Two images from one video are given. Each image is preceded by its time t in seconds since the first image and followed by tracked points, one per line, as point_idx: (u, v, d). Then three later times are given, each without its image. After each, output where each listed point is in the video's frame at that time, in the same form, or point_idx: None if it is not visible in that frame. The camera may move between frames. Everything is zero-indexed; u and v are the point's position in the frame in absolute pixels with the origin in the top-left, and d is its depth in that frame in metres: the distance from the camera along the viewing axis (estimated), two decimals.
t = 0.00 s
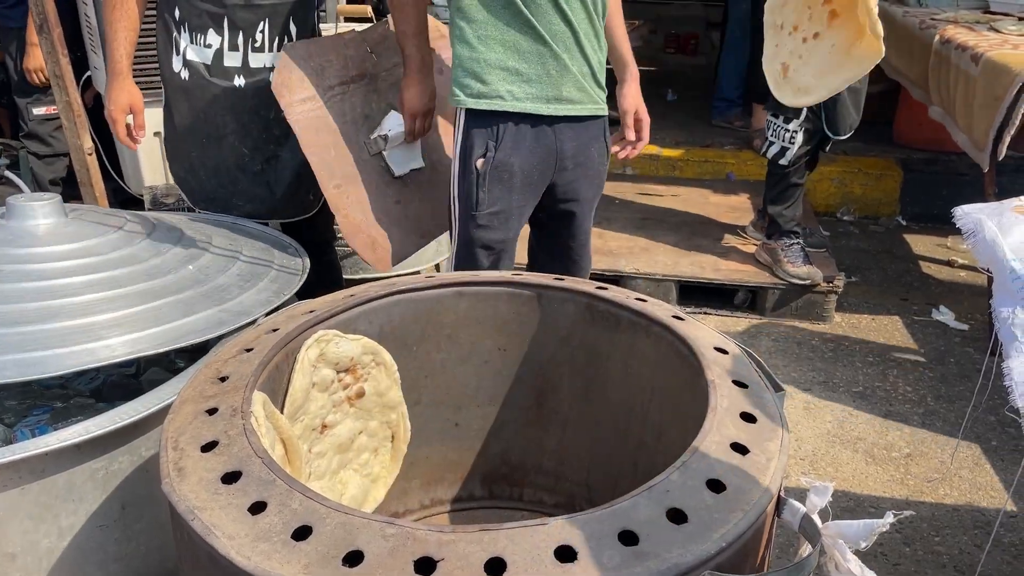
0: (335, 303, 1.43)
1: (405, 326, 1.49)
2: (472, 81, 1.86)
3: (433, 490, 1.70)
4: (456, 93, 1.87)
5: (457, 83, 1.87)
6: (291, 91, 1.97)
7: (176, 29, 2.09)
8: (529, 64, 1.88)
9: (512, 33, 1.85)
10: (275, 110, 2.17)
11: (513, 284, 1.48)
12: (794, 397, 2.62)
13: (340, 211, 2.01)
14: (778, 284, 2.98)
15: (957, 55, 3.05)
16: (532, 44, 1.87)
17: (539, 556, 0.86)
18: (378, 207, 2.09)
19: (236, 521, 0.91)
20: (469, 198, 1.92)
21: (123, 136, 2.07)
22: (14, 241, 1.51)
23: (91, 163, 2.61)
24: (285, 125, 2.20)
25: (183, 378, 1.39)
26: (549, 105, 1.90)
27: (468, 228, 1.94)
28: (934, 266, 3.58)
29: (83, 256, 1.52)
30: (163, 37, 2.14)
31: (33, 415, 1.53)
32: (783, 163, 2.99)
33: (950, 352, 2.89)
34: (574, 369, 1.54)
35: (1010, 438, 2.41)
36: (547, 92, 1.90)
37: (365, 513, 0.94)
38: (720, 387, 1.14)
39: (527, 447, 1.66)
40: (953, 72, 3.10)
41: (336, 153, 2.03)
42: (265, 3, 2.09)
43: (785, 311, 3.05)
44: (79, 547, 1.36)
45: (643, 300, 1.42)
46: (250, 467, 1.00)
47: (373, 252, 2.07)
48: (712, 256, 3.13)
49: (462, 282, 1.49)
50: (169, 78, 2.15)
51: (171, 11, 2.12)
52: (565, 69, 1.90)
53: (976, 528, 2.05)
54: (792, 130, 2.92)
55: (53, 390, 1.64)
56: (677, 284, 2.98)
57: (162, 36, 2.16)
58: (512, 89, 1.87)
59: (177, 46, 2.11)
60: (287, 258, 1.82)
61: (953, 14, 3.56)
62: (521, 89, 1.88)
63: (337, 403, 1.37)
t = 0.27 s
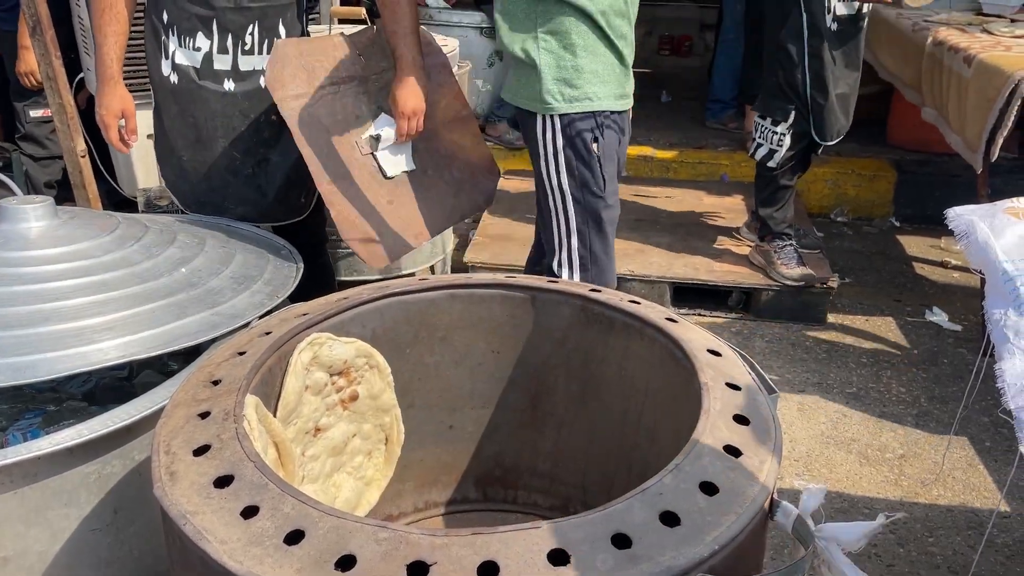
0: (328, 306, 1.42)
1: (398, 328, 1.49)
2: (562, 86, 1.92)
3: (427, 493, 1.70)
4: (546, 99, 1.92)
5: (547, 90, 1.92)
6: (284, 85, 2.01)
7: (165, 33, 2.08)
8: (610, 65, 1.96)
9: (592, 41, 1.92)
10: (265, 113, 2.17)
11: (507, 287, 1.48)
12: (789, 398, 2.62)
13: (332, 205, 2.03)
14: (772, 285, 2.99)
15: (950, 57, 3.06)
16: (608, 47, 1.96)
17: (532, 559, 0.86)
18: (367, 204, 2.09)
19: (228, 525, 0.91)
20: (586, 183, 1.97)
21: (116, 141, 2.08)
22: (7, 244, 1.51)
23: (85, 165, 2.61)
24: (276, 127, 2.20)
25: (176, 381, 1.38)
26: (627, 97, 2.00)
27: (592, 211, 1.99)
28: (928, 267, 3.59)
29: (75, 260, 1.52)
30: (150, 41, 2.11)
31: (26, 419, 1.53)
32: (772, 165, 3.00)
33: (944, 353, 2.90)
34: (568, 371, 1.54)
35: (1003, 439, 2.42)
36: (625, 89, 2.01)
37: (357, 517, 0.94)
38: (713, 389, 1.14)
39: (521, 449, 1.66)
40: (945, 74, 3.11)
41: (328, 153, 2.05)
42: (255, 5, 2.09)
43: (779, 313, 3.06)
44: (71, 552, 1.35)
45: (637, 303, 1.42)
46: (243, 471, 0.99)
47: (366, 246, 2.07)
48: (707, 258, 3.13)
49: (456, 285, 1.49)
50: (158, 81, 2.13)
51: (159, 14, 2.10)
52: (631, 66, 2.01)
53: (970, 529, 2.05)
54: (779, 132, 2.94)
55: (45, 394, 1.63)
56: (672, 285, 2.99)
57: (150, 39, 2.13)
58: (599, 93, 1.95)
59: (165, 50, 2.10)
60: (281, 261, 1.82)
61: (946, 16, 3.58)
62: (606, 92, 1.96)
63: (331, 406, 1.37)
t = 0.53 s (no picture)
0: (322, 308, 1.42)
1: (393, 331, 1.49)
2: (658, 91, 1.90)
3: (422, 495, 1.70)
4: (638, 101, 1.89)
5: (646, 95, 1.89)
6: (282, 88, 1.98)
7: (155, 35, 2.07)
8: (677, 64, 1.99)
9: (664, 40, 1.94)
10: (257, 115, 2.17)
11: (501, 289, 1.48)
12: (784, 399, 2.62)
13: (337, 204, 2.02)
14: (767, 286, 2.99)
15: (943, 59, 3.07)
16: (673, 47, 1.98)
17: (527, 562, 0.86)
18: (367, 204, 2.09)
19: (221, 529, 0.91)
20: (690, 159, 1.94)
21: (110, 145, 2.09)
22: None
23: (78, 167, 2.60)
24: (268, 128, 2.20)
25: (169, 384, 1.38)
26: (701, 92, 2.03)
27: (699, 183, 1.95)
28: (922, 268, 3.60)
29: (67, 262, 1.51)
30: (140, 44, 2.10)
31: (18, 422, 1.52)
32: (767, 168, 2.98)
33: (939, 354, 2.91)
34: (563, 373, 1.54)
35: (997, 439, 2.42)
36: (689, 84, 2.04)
37: (351, 520, 0.93)
38: (708, 391, 1.14)
39: (517, 451, 1.66)
40: (940, 76, 3.12)
41: (324, 149, 2.04)
42: (246, 6, 2.08)
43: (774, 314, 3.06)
44: (64, 556, 1.35)
45: (631, 305, 1.42)
46: (236, 474, 0.99)
47: (371, 246, 2.08)
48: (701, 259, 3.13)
49: (450, 287, 1.49)
50: (148, 86, 2.11)
51: (148, 18, 2.07)
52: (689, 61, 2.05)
53: (965, 530, 2.06)
54: (778, 136, 2.91)
55: (38, 397, 1.62)
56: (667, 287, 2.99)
57: (140, 42, 2.10)
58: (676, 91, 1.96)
59: (156, 52, 2.08)
60: (274, 263, 1.81)
61: (940, 18, 3.59)
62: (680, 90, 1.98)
63: (325, 409, 1.36)
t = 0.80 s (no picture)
0: (319, 309, 1.42)
1: (390, 332, 1.48)
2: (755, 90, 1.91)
3: (419, 497, 1.69)
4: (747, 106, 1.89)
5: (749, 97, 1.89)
6: (288, 82, 1.99)
7: (149, 36, 2.07)
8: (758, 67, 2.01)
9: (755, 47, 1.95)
10: (254, 116, 2.17)
11: (498, 291, 1.48)
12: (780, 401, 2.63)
13: (347, 198, 2.02)
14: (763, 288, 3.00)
15: (939, 61, 3.08)
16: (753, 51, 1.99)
17: (524, 564, 0.85)
18: (374, 199, 2.07)
19: (218, 530, 0.90)
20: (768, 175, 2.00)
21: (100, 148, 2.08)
22: None
23: (73, 169, 2.59)
24: (264, 129, 2.19)
25: (165, 385, 1.37)
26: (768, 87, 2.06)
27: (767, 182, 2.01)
28: (918, 270, 3.61)
29: (63, 263, 1.50)
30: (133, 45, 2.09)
31: (12, 424, 1.51)
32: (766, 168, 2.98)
33: (935, 355, 2.92)
34: (561, 375, 1.54)
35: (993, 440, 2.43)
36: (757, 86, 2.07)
37: (349, 522, 0.93)
38: (705, 392, 1.14)
39: (514, 453, 1.66)
40: (935, 77, 3.13)
41: (330, 146, 2.03)
42: (242, 6, 2.08)
43: (770, 316, 3.07)
44: (60, 559, 1.34)
45: (628, 306, 1.42)
46: (233, 476, 0.99)
47: (383, 240, 2.05)
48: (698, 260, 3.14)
49: (447, 288, 1.49)
50: (141, 88, 2.10)
51: (142, 19, 2.06)
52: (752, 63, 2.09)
53: (961, 531, 2.06)
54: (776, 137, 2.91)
55: (33, 399, 1.61)
56: (663, 288, 2.99)
57: (133, 43, 2.08)
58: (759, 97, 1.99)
59: (150, 53, 2.08)
60: (271, 264, 1.81)
61: (936, 20, 3.60)
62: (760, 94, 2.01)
63: (322, 410, 1.36)
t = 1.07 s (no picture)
0: (318, 310, 1.42)
1: (388, 333, 1.49)
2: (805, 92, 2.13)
3: (418, 498, 1.69)
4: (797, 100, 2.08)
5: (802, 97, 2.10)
6: (293, 80, 1.99)
7: (148, 36, 2.06)
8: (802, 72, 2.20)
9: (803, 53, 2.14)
10: (252, 116, 2.17)
11: (497, 291, 1.48)
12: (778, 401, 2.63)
13: (357, 194, 2.00)
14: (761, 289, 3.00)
15: (936, 62, 3.08)
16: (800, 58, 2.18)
17: (523, 564, 0.85)
18: (380, 196, 2.06)
19: (217, 531, 0.90)
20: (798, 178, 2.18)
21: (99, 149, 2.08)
22: None
23: (72, 169, 2.59)
24: (262, 129, 2.19)
25: (163, 386, 1.37)
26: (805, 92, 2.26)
27: (795, 186, 2.18)
28: (915, 271, 3.61)
29: (61, 264, 1.50)
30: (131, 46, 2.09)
31: (10, 424, 1.51)
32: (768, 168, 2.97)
33: (932, 355, 2.92)
34: (559, 376, 1.54)
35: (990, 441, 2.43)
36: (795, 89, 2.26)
37: (348, 523, 0.93)
38: (704, 392, 1.14)
39: (513, 453, 1.66)
40: (932, 78, 3.13)
41: (336, 143, 2.03)
42: (239, 5, 2.08)
43: (767, 316, 3.08)
44: (58, 559, 1.34)
45: (627, 307, 1.42)
46: (232, 477, 0.99)
47: (392, 236, 2.03)
48: (695, 261, 3.14)
49: (446, 289, 1.49)
50: (140, 88, 2.10)
51: (140, 19, 2.06)
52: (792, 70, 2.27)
53: (958, 531, 2.06)
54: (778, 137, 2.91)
55: (30, 400, 1.61)
56: (661, 289, 3.00)
57: (131, 43, 2.08)
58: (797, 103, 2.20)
59: (149, 54, 2.08)
60: (269, 265, 1.81)
61: (933, 22, 3.61)
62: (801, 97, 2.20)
63: (320, 411, 1.36)
